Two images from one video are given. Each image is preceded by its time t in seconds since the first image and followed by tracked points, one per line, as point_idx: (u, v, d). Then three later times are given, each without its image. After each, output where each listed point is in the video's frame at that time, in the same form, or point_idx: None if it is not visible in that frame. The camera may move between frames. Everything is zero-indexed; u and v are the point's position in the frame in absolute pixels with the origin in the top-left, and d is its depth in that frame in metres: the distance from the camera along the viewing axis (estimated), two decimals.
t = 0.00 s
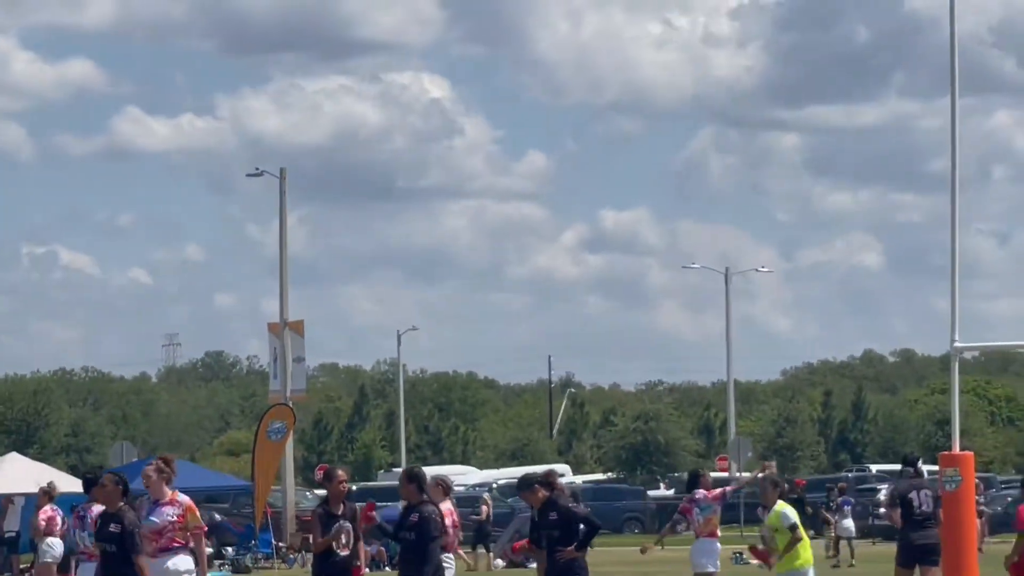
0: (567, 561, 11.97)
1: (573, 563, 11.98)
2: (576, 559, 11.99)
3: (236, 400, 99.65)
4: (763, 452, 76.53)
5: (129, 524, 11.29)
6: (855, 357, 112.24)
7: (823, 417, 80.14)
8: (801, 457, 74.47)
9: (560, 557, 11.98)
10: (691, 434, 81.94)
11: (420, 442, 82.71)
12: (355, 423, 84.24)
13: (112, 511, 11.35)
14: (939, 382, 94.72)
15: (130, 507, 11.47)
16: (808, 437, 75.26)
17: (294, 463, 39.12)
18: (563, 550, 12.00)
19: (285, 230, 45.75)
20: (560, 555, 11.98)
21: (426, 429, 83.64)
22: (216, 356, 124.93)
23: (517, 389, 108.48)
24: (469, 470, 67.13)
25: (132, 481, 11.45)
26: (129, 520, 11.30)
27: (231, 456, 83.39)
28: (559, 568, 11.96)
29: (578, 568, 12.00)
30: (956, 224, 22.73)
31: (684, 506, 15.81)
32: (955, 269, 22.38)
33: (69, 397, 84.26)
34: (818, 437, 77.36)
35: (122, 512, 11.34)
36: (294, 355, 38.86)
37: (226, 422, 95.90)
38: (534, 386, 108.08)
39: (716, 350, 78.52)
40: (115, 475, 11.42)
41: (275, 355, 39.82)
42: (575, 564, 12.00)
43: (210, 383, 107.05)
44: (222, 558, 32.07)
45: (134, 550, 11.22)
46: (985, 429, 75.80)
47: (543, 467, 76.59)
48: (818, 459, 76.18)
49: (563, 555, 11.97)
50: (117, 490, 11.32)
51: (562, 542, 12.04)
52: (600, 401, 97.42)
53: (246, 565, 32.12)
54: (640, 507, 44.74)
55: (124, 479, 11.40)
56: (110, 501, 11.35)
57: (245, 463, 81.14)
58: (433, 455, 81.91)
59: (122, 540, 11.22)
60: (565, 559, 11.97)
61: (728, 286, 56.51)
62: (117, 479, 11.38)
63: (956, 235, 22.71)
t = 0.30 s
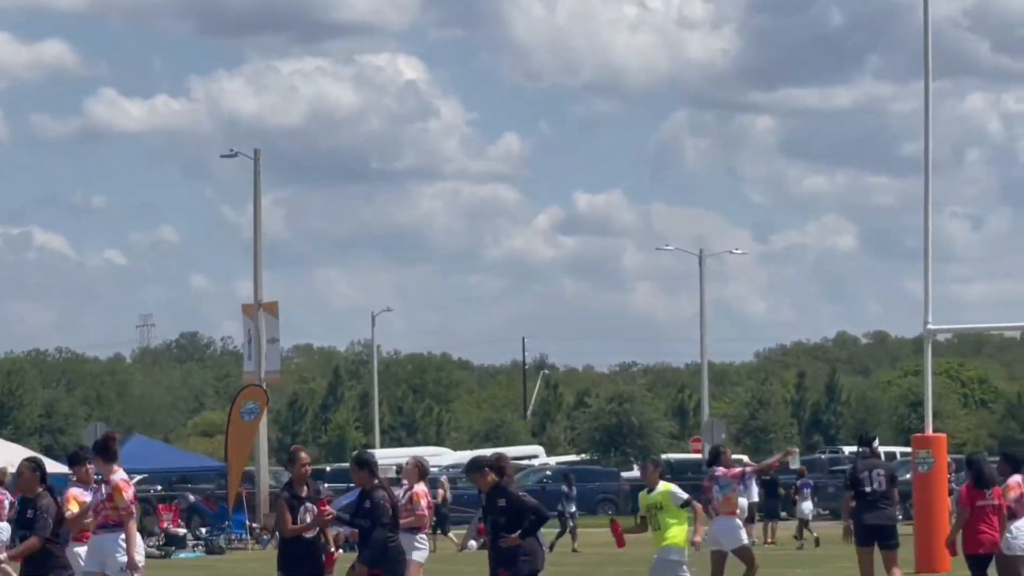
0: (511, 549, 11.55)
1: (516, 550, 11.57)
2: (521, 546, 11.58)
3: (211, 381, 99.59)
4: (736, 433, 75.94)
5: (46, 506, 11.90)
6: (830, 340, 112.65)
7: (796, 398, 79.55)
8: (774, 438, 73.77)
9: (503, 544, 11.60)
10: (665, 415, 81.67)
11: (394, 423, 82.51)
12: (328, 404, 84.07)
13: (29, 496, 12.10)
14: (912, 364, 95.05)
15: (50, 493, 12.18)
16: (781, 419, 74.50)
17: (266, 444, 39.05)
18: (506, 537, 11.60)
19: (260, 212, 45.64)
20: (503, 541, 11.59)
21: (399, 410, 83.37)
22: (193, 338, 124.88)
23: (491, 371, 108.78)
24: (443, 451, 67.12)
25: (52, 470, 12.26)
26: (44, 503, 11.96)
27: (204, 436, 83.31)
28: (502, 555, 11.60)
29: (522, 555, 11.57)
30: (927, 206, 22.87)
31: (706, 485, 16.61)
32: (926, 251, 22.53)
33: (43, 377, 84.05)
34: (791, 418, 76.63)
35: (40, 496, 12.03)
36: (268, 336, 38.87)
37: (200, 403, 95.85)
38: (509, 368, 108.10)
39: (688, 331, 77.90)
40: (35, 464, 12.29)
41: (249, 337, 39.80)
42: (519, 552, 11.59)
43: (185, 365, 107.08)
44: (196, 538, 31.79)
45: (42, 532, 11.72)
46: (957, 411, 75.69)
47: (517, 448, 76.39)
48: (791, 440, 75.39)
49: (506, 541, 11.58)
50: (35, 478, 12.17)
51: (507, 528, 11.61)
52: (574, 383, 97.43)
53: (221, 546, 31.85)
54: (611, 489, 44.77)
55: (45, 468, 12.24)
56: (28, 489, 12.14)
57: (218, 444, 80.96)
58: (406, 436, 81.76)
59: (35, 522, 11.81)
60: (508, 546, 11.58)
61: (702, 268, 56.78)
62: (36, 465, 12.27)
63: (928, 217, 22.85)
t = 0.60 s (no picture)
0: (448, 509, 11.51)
1: (451, 510, 11.51)
2: (456, 505, 11.52)
3: (175, 343, 99.36)
4: (700, 395, 76.17)
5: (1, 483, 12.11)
6: (794, 302, 113.18)
7: (760, 360, 79.78)
8: (739, 401, 74.06)
9: (439, 504, 11.53)
10: (630, 377, 81.84)
11: (359, 385, 82.51)
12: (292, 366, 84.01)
13: None
14: (876, 327, 95.65)
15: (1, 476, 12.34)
16: (746, 383, 74.71)
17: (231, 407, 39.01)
18: (442, 497, 11.53)
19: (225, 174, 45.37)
20: (439, 501, 11.52)
21: (364, 373, 83.28)
22: (158, 300, 124.46)
23: (455, 334, 108.95)
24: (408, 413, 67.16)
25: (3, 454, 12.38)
26: None
27: (170, 398, 83.16)
28: (438, 515, 11.54)
29: (458, 513, 11.53)
30: (893, 168, 22.92)
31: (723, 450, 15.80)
32: (892, 214, 22.60)
33: (6, 340, 83.66)
34: (756, 380, 76.85)
35: None
36: (233, 299, 38.70)
37: (165, 365, 95.62)
38: (474, 331, 108.18)
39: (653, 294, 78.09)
40: None
41: (214, 299, 39.60)
42: (454, 510, 11.53)
43: (149, 327, 106.65)
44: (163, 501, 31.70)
45: None
46: (920, 373, 76.36)
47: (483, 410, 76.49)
48: (756, 402, 75.62)
49: (441, 501, 11.52)
50: None
51: (442, 487, 11.53)
52: (538, 346, 97.71)
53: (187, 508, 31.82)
54: (576, 451, 44.84)
55: None
56: None
57: (183, 407, 80.90)
58: (372, 399, 81.85)
59: None
60: (443, 505, 11.53)
61: (667, 230, 56.91)
62: None
63: (893, 179, 22.93)
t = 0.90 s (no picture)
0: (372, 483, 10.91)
1: (381, 484, 10.92)
2: (384, 480, 10.94)
3: (134, 312, 98.80)
4: (659, 363, 76.23)
5: None
6: (753, 270, 113.53)
7: (718, 328, 79.83)
8: (697, 369, 74.23)
9: (366, 479, 10.93)
10: (589, 346, 81.83)
11: (319, 353, 82.26)
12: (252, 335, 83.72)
13: None
14: (835, 295, 96.05)
15: None
16: (706, 352, 74.78)
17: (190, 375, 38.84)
18: (369, 472, 10.94)
19: (185, 141, 45.04)
20: (365, 475, 10.92)
21: (324, 340, 83.04)
22: (118, 268, 123.93)
23: (415, 302, 108.85)
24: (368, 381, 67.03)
25: None
26: None
27: (130, 367, 82.76)
28: (365, 491, 10.92)
29: (386, 489, 10.93)
30: (851, 136, 23.02)
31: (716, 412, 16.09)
32: (851, 181, 22.67)
33: None
34: (715, 349, 76.90)
35: None
36: (192, 267, 38.50)
37: (124, 333, 95.23)
38: (435, 299, 108.14)
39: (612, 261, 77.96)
40: None
41: (173, 267, 39.37)
42: (383, 486, 10.94)
43: (109, 296, 106.07)
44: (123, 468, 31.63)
45: None
46: (879, 341, 76.67)
47: (442, 377, 76.30)
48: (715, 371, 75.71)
49: (369, 476, 10.91)
50: None
51: (369, 461, 10.96)
52: (498, 314, 97.78)
53: (146, 477, 31.72)
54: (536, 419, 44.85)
55: None
56: None
57: (141, 375, 80.63)
58: (332, 367, 81.71)
59: None
60: (370, 481, 10.92)
61: (628, 198, 56.93)
62: None
63: (852, 146, 23.00)
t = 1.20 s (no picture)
0: (298, 456, 10.78)
1: (306, 456, 10.81)
2: (310, 452, 10.82)
3: (89, 288, 98.04)
4: (615, 339, 76.30)
5: None
6: (709, 246, 113.87)
7: (674, 304, 79.95)
8: (653, 345, 74.37)
9: (291, 451, 10.79)
10: (546, 321, 81.85)
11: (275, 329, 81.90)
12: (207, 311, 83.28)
13: None
14: (792, 271, 96.40)
15: None
16: (661, 327, 74.93)
17: (146, 351, 38.61)
18: (295, 443, 10.78)
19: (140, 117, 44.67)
20: (291, 447, 10.77)
21: (281, 316, 82.68)
22: (72, 244, 123.05)
23: (371, 278, 108.65)
24: (323, 357, 66.82)
25: None
26: None
27: (86, 343, 82.17)
28: (290, 463, 10.78)
29: (310, 461, 10.84)
30: (807, 111, 23.03)
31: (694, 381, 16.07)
32: (805, 157, 22.73)
33: None
34: (671, 325, 77.01)
35: None
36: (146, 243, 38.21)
37: (79, 309, 94.63)
38: (392, 275, 107.90)
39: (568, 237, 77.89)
40: None
41: (128, 243, 39.09)
42: (308, 458, 10.82)
43: (63, 271, 105.28)
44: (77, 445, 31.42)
45: None
46: (835, 317, 77.02)
47: (399, 353, 76.12)
48: (671, 346, 75.87)
49: (295, 447, 10.77)
50: None
51: (294, 433, 10.80)
52: (454, 290, 97.65)
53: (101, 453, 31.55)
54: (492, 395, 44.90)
55: None
56: None
57: (96, 351, 80.10)
58: (288, 343, 81.42)
59: None
60: (296, 452, 10.79)
61: (584, 174, 56.91)
62: None
63: (808, 122, 23.02)
